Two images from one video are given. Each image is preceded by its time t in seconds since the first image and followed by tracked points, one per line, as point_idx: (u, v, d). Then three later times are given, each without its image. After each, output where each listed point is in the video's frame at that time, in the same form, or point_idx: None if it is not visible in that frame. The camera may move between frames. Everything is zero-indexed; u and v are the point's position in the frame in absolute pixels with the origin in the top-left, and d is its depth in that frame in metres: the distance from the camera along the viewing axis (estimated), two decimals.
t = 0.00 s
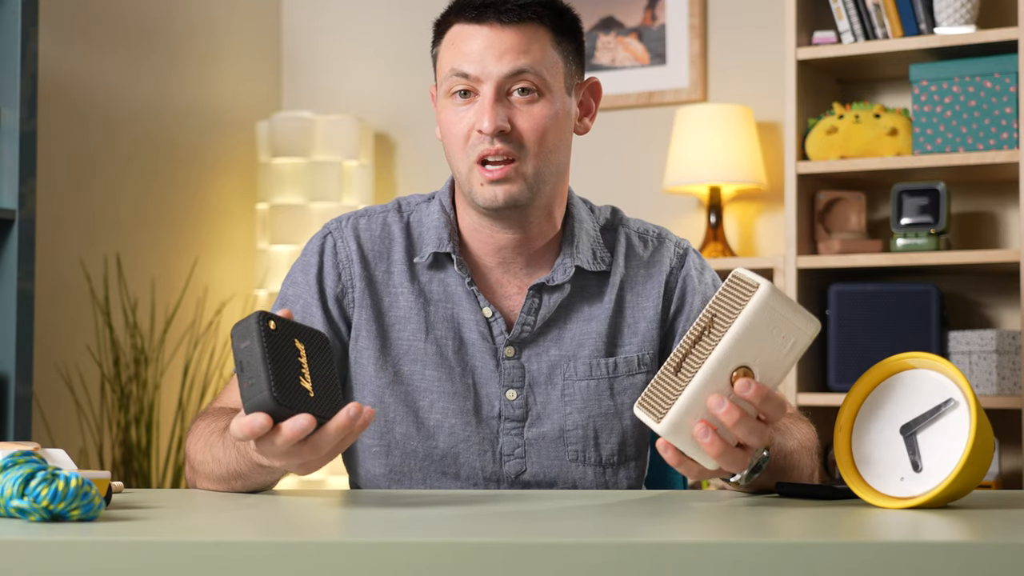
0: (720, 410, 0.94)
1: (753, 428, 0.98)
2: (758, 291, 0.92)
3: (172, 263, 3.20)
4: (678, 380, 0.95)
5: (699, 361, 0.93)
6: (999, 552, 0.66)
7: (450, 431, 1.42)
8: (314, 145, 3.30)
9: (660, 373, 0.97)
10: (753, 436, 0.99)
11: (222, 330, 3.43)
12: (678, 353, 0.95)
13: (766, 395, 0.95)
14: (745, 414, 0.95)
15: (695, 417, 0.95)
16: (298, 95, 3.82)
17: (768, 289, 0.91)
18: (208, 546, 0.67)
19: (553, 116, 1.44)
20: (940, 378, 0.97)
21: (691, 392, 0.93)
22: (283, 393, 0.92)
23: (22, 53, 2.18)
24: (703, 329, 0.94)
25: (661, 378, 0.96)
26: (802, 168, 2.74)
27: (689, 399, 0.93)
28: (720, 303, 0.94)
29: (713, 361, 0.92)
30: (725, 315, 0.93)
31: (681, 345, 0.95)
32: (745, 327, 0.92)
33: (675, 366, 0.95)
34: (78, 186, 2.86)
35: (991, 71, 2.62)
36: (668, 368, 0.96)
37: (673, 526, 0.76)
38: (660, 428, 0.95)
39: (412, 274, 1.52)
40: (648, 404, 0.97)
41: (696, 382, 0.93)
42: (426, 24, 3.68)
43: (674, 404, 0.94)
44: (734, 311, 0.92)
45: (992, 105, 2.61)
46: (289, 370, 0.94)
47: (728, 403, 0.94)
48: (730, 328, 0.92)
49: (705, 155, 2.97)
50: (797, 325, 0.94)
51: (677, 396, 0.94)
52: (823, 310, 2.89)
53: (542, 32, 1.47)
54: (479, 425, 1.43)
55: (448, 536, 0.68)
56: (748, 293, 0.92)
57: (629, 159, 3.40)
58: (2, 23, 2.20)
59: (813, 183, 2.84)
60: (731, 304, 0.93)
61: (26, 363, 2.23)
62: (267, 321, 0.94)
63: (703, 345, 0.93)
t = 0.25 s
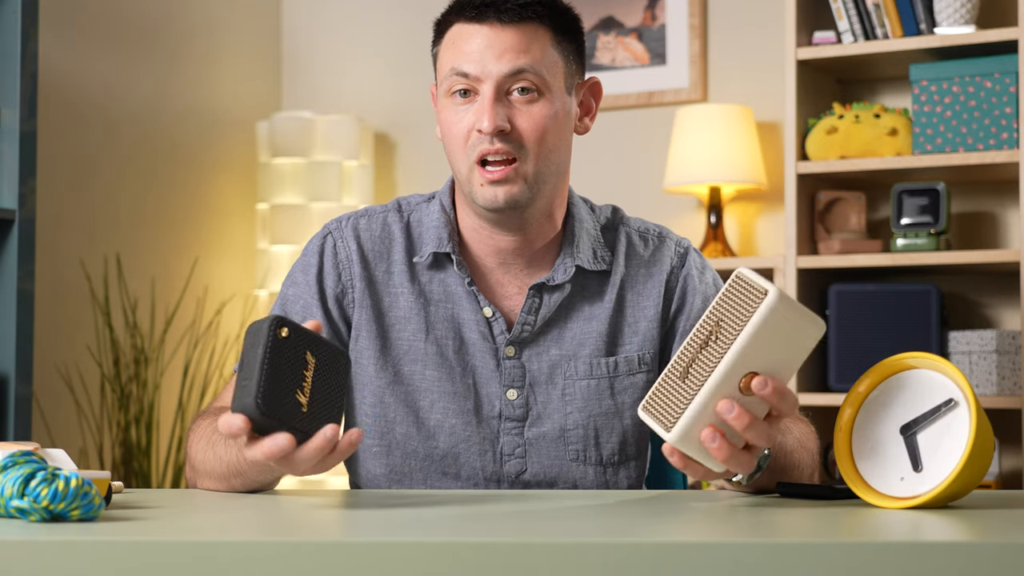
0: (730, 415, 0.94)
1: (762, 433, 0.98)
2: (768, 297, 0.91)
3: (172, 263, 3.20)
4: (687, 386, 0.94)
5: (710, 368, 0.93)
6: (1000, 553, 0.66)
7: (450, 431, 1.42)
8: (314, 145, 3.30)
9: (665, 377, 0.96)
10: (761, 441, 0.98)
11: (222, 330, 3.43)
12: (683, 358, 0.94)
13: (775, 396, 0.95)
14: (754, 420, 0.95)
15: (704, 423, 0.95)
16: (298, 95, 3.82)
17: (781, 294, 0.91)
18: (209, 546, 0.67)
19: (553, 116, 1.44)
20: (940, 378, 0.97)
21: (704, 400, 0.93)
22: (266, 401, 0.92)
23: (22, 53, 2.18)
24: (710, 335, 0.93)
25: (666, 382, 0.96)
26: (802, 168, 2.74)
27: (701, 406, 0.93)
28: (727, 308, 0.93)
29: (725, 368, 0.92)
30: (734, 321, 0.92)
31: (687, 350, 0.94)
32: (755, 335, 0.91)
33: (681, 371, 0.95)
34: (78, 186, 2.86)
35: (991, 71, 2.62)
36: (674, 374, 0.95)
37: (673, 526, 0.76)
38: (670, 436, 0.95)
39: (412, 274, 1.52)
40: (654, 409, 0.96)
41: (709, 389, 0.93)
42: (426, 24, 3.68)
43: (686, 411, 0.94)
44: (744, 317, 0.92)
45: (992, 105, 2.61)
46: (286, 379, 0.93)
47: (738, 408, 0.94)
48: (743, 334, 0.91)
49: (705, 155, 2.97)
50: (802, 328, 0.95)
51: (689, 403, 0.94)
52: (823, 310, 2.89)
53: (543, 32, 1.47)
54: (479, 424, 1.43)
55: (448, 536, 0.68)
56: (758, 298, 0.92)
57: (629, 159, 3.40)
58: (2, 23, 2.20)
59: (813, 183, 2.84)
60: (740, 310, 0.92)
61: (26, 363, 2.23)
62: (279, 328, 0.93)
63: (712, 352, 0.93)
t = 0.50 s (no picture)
0: (753, 404, 0.94)
1: (781, 422, 0.98)
2: (765, 279, 0.91)
3: (172, 263, 3.20)
4: (703, 383, 0.93)
5: (724, 361, 0.92)
6: (1001, 552, 0.66)
7: (452, 432, 1.42)
8: (314, 145, 3.29)
9: (675, 383, 0.95)
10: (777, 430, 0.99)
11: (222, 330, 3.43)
12: (693, 358, 0.94)
13: (786, 376, 0.97)
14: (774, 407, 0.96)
15: (730, 418, 0.94)
16: (298, 95, 3.82)
17: (776, 275, 0.91)
18: (209, 546, 0.67)
19: (556, 116, 1.43)
20: (939, 378, 0.97)
21: (724, 393, 0.93)
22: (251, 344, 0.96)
23: (22, 53, 2.18)
24: (715, 329, 0.93)
25: (677, 388, 0.94)
26: (801, 168, 2.74)
27: (722, 400, 0.93)
28: (723, 302, 0.93)
29: (739, 358, 0.92)
30: (738, 312, 0.92)
31: (693, 351, 0.94)
32: (764, 321, 0.91)
33: (692, 371, 0.94)
34: (78, 187, 2.86)
35: (991, 71, 2.62)
36: (684, 377, 0.94)
37: (674, 526, 0.76)
38: (694, 438, 0.93)
39: (412, 277, 1.52)
40: (671, 415, 0.94)
41: (728, 381, 0.92)
42: (426, 24, 3.68)
43: (708, 409, 0.93)
44: (747, 307, 0.92)
45: (992, 105, 2.61)
46: (285, 335, 0.97)
47: (760, 396, 0.94)
48: (748, 324, 0.91)
49: (705, 155, 2.97)
50: (799, 306, 0.95)
51: (709, 402, 0.93)
52: (822, 309, 2.90)
53: (546, 33, 1.47)
54: (481, 426, 1.43)
55: (448, 536, 0.68)
56: (756, 283, 0.92)
57: (629, 159, 3.40)
58: (2, 23, 2.20)
59: (813, 183, 2.84)
60: (739, 301, 0.92)
61: (26, 363, 2.23)
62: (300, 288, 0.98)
63: (721, 345, 0.92)
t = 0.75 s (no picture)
0: (743, 407, 0.94)
1: (773, 424, 0.98)
2: (754, 283, 0.92)
3: (172, 263, 3.20)
4: (695, 389, 0.93)
5: (715, 365, 0.92)
6: (1001, 552, 0.66)
7: (453, 429, 1.42)
8: (314, 145, 3.29)
9: (666, 390, 0.94)
10: (772, 431, 0.99)
11: (222, 330, 3.44)
12: (683, 363, 0.93)
13: (776, 378, 0.97)
14: (765, 409, 0.96)
15: (722, 422, 0.94)
16: (298, 95, 3.83)
17: (764, 278, 0.92)
18: (208, 546, 0.67)
19: (557, 114, 1.44)
20: (939, 378, 0.97)
21: (716, 397, 0.92)
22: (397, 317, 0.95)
23: (22, 53, 2.18)
24: (704, 333, 0.93)
25: (668, 395, 0.94)
26: (802, 168, 2.74)
27: (714, 404, 0.93)
28: (712, 307, 0.93)
29: (730, 360, 0.92)
30: (728, 315, 0.92)
31: (683, 357, 0.93)
32: (754, 322, 0.92)
33: (682, 376, 0.93)
34: (78, 186, 2.86)
35: (991, 71, 2.62)
36: (675, 384, 0.94)
37: (673, 526, 0.76)
38: (687, 444, 0.93)
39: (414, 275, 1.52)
40: (662, 421, 0.94)
41: (719, 384, 0.92)
42: (426, 24, 3.68)
43: (700, 414, 0.93)
44: (736, 309, 0.92)
45: (992, 105, 2.61)
46: (433, 319, 0.96)
47: (751, 399, 0.94)
48: (737, 328, 0.91)
49: (705, 155, 2.97)
50: (788, 310, 0.96)
51: (700, 409, 0.93)
52: (823, 310, 2.90)
53: (547, 31, 1.47)
54: (482, 422, 1.43)
55: (447, 536, 0.68)
56: (744, 288, 0.92)
57: (629, 159, 3.40)
58: (2, 23, 2.20)
59: (813, 183, 2.84)
60: (728, 305, 0.92)
61: (26, 363, 2.23)
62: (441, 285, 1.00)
63: (712, 349, 0.92)
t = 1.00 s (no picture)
0: (739, 404, 0.94)
1: (769, 421, 0.99)
2: (748, 282, 0.92)
3: (172, 263, 3.20)
4: (690, 388, 0.93)
5: (709, 362, 0.92)
6: (1001, 552, 0.66)
7: (457, 429, 1.42)
8: (314, 145, 3.29)
9: (660, 390, 0.94)
10: (769, 427, 0.99)
11: (222, 330, 3.44)
12: (678, 361, 0.93)
13: (771, 376, 0.97)
14: (761, 405, 0.96)
15: (716, 420, 0.94)
16: (298, 95, 3.83)
17: (758, 277, 0.92)
18: (208, 546, 0.67)
19: (562, 112, 1.44)
20: (939, 378, 0.97)
21: (711, 394, 0.92)
22: (457, 295, 0.97)
23: (22, 53, 2.18)
24: (698, 330, 0.92)
25: (662, 394, 0.94)
26: (802, 168, 2.74)
27: (710, 403, 0.93)
28: (706, 306, 0.93)
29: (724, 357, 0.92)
30: (723, 313, 0.92)
31: (677, 356, 0.93)
32: (748, 320, 0.92)
33: (678, 374, 0.93)
34: (78, 187, 2.86)
35: (991, 71, 2.62)
36: (670, 383, 0.94)
37: (672, 526, 0.76)
38: (684, 442, 0.93)
39: (418, 275, 1.52)
40: (659, 420, 0.94)
41: (714, 382, 0.92)
42: (425, 24, 3.68)
43: (695, 413, 0.93)
44: (730, 305, 0.92)
45: (992, 105, 2.61)
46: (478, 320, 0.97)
47: (745, 396, 0.94)
48: (731, 327, 0.91)
49: (705, 155, 2.97)
50: (779, 304, 0.96)
51: (694, 408, 0.93)
52: (822, 310, 2.90)
53: (552, 29, 1.47)
54: (485, 422, 1.42)
55: (446, 536, 0.68)
56: (739, 287, 0.92)
57: (629, 160, 3.40)
58: (2, 23, 2.20)
59: (813, 183, 2.84)
60: (722, 303, 0.92)
61: (26, 363, 2.23)
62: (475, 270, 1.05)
63: (706, 346, 0.92)
